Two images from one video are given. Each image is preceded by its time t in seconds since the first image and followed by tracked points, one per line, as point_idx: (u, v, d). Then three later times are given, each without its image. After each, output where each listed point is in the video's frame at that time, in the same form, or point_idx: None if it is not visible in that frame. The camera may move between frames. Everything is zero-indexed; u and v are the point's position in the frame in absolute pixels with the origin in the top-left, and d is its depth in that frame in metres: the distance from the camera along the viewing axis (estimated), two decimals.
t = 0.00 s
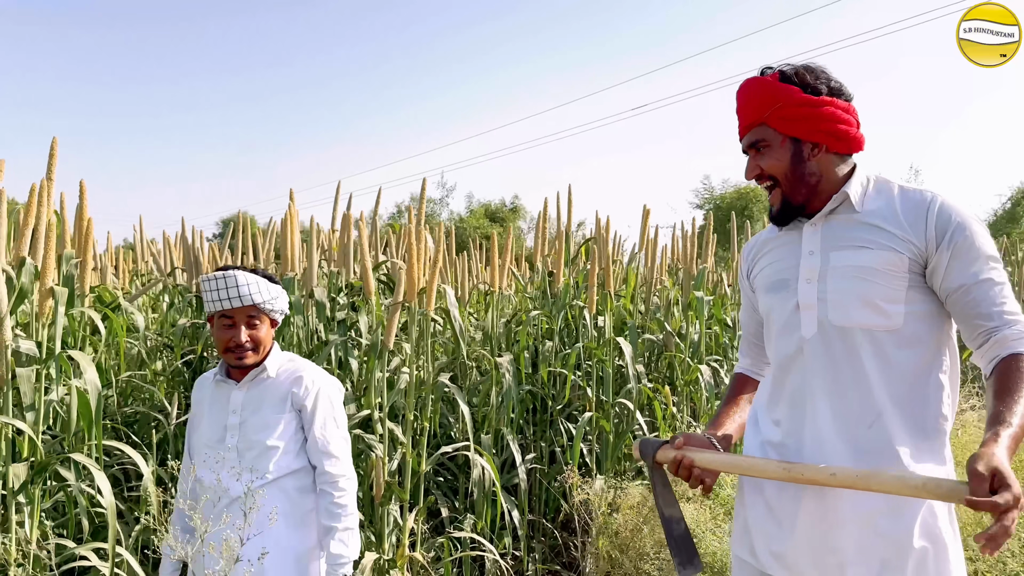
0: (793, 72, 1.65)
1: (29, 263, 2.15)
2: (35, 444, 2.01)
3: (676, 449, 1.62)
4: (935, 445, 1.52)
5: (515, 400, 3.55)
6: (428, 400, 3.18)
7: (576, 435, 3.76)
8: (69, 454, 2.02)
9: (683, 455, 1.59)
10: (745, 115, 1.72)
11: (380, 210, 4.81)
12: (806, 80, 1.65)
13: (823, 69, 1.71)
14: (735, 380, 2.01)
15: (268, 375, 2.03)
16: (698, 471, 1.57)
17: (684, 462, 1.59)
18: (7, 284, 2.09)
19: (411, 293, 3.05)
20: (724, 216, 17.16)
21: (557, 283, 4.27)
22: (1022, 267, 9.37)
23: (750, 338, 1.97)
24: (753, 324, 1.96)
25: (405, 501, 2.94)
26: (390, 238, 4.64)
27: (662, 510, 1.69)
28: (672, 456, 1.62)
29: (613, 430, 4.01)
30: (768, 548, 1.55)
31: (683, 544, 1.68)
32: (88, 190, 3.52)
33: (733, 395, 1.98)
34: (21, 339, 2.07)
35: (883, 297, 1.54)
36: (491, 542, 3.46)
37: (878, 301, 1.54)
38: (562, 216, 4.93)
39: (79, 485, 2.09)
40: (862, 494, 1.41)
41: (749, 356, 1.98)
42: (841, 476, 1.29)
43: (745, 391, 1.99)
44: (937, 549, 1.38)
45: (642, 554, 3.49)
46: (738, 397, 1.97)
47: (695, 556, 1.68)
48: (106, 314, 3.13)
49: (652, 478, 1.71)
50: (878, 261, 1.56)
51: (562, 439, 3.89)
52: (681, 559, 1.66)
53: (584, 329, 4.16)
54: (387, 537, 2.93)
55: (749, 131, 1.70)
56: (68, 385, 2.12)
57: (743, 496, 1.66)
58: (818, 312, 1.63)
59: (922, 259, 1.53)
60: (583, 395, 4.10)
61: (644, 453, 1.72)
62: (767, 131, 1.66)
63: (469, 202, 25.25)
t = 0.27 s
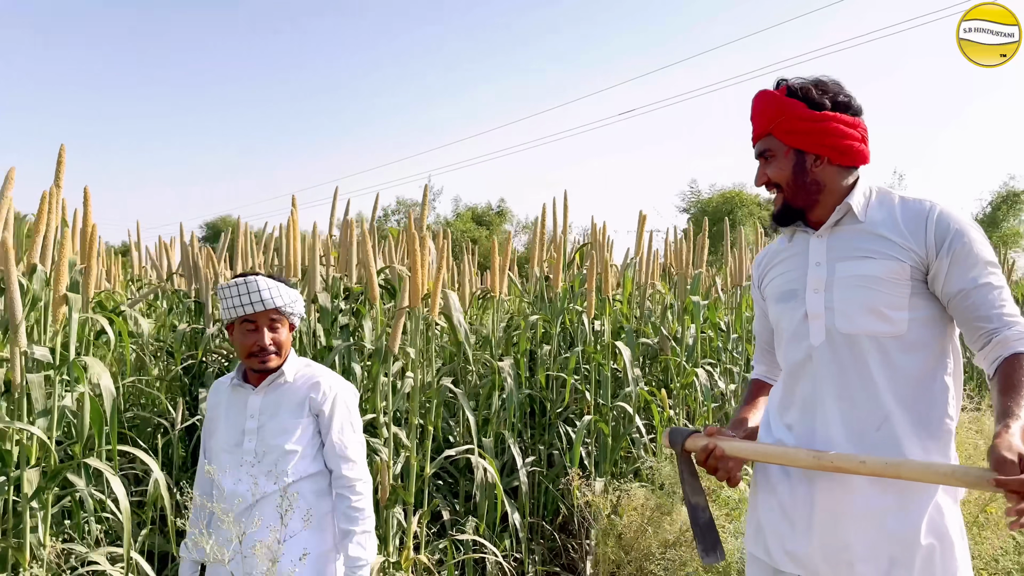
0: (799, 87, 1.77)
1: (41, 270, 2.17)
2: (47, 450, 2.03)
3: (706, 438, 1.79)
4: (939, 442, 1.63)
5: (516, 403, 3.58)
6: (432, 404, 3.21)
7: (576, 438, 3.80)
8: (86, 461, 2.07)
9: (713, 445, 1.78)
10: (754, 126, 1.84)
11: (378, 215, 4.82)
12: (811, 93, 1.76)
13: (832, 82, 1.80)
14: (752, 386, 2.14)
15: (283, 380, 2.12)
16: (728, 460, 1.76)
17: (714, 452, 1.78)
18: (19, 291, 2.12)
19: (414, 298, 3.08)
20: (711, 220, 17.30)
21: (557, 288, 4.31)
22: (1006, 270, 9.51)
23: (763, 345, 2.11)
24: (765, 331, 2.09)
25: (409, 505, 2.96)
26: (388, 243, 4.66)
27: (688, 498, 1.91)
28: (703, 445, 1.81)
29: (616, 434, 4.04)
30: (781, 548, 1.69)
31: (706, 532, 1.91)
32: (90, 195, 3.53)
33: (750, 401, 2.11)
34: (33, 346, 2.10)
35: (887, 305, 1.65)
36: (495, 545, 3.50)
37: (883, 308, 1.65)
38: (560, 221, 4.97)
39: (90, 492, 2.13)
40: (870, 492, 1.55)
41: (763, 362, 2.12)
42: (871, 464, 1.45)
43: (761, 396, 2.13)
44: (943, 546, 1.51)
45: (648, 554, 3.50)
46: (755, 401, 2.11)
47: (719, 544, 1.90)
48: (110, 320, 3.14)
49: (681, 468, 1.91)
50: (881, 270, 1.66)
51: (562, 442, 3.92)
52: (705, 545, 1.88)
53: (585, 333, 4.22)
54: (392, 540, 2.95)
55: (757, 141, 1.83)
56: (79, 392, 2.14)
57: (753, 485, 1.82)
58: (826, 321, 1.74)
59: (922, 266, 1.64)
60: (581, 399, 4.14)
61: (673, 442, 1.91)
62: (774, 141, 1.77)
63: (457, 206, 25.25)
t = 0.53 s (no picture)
0: (807, 102, 1.87)
1: (53, 278, 2.25)
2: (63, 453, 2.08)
3: (711, 445, 1.85)
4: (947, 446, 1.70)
5: (519, 407, 3.63)
6: (437, 408, 3.25)
7: (577, 441, 3.84)
8: (101, 464, 2.15)
9: (718, 450, 1.83)
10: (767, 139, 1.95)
11: (379, 220, 4.86)
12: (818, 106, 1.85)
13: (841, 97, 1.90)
14: (765, 394, 2.20)
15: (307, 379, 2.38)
16: (731, 464, 1.82)
17: (719, 456, 1.83)
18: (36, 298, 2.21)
19: (422, 303, 3.12)
20: (700, 225, 17.45)
21: (557, 293, 4.37)
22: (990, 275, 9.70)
23: (776, 353, 2.18)
24: (777, 339, 2.17)
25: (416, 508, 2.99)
26: (387, 249, 4.70)
27: (698, 502, 1.96)
28: (707, 451, 1.85)
29: (615, 437, 4.10)
30: (792, 547, 1.75)
31: (716, 534, 1.96)
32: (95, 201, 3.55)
33: (763, 408, 2.18)
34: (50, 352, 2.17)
35: (899, 314, 1.72)
36: (497, 547, 3.53)
37: (896, 317, 1.72)
38: (559, 226, 5.03)
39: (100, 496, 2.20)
40: (880, 490, 1.62)
41: (775, 369, 2.19)
42: (862, 455, 1.52)
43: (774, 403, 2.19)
44: (948, 543, 1.58)
45: (654, 554, 3.57)
46: (769, 408, 2.17)
47: (730, 546, 1.94)
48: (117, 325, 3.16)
49: (689, 473, 1.95)
50: (893, 280, 1.74)
51: (562, 446, 3.97)
52: (715, 547, 1.94)
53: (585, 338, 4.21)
54: (398, 542, 2.98)
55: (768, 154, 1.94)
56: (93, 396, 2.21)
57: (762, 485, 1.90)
58: (839, 329, 1.81)
59: (933, 277, 1.72)
60: (580, 403, 4.19)
61: (681, 450, 1.94)
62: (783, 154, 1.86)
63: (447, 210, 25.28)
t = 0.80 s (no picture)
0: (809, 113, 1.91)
1: (55, 281, 2.32)
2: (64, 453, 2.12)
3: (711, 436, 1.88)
4: (941, 447, 1.75)
5: (513, 410, 3.65)
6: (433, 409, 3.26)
7: (571, 444, 3.87)
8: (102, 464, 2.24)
9: (713, 445, 1.87)
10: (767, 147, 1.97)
11: (375, 223, 4.88)
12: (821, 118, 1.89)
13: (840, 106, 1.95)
14: (764, 391, 2.25)
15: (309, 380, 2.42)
16: (725, 460, 1.84)
17: (714, 450, 1.87)
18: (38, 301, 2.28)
19: (418, 306, 3.14)
20: (689, 228, 17.56)
21: (551, 296, 4.41)
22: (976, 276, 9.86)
23: (773, 355, 2.23)
24: (775, 342, 2.22)
25: (412, 509, 3.01)
26: (382, 252, 4.71)
27: (691, 496, 1.98)
28: (704, 444, 1.89)
29: (608, 438, 4.14)
30: (789, 544, 1.79)
31: (705, 528, 1.98)
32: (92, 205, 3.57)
33: (758, 407, 2.21)
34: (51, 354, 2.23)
35: (893, 319, 1.77)
36: (491, 548, 3.56)
37: (890, 322, 1.77)
38: (552, 229, 5.07)
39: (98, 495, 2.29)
40: (876, 489, 1.66)
41: (774, 368, 2.24)
42: (854, 459, 1.56)
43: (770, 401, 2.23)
44: (941, 541, 1.63)
45: (650, 554, 3.62)
46: (764, 405, 2.21)
47: (718, 539, 1.96)
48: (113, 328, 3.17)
49: (683, 469, 1.99)
50: (887, 286, 1.79)
51: (556, 447, 3.99)
52: (703, 540, 1.96)
53: (577, 341, 4.24)
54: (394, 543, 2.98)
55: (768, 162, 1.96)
56: (94, 397, 2.27)
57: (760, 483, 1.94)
58: (835, 333, 1.85)
59: (925, 283, 1.77)
60: (574, 405, 4.22)
61: (678, 446, 1.98)
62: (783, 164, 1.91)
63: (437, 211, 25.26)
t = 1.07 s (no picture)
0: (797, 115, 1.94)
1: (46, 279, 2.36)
2: (55, 452, 2.15)
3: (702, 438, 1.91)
4: (922, 445, 1.78)
5: (504, 410, 3.67)
6: (424, 409, 3.28)
7: (561, 444, 3.89)
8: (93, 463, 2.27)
9: (707, 442, 1.91)
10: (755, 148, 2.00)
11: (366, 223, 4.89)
12: (808, 120, 1.93)
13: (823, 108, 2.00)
14: (753, 390, 2.28)
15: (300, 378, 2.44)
16: (719, 458, 1.88)
17: (708, 449, 1.90)
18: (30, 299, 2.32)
19: (410, 306, 3.15)
20: (680, 231, 17.65)
21: (542, 297, 4.43)
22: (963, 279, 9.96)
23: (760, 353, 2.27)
24: (762, 340, 2.25)
25: (403, 509, 3.02)
26: (373, 253, 4.72)
27: (685, 493, 2.02)
28: (698, 444, 1.93)
29: (598, 439, 4.17)
30: (775, 539, 1.82)
31: (699, 525, 2.02)
32: (82, 205, 3.57)
33: (750, 405, 2.25)
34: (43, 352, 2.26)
35: (876, 320, 1.80)
36: (482, 548, 3.58)
37: (873, 323, 1.80)
38: (543, 231, 5.10)
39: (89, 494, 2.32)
40: (860, 486, 1.70)
41: (762, 366, 2.27)
42: (847, 462, 1.59)
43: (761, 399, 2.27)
44: (922, 535, 1.67)
45: (639, 553, 3.63)
46: (757, 403, 2.25)
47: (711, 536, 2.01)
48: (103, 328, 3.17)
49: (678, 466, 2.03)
50: (870, 288, 1.83)
51: (547, 448, 4.02)
52: (696, 537, 2.00)
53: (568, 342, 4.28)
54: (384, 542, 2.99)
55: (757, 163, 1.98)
56: (86, 395, 2.31)
57: (747, 480, 1.98)
58: (819, 334, 1.89)
59: (907, 284, 1.81)
60: (564, 406, 4.24)
61: (671, 444, 2.01)
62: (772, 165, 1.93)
63: (429, 213, 25.26)
